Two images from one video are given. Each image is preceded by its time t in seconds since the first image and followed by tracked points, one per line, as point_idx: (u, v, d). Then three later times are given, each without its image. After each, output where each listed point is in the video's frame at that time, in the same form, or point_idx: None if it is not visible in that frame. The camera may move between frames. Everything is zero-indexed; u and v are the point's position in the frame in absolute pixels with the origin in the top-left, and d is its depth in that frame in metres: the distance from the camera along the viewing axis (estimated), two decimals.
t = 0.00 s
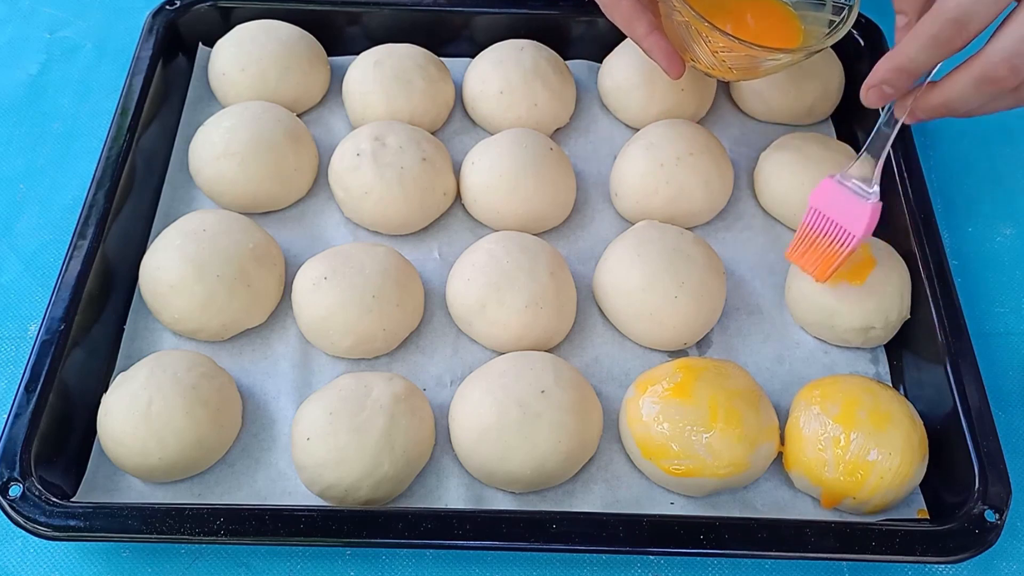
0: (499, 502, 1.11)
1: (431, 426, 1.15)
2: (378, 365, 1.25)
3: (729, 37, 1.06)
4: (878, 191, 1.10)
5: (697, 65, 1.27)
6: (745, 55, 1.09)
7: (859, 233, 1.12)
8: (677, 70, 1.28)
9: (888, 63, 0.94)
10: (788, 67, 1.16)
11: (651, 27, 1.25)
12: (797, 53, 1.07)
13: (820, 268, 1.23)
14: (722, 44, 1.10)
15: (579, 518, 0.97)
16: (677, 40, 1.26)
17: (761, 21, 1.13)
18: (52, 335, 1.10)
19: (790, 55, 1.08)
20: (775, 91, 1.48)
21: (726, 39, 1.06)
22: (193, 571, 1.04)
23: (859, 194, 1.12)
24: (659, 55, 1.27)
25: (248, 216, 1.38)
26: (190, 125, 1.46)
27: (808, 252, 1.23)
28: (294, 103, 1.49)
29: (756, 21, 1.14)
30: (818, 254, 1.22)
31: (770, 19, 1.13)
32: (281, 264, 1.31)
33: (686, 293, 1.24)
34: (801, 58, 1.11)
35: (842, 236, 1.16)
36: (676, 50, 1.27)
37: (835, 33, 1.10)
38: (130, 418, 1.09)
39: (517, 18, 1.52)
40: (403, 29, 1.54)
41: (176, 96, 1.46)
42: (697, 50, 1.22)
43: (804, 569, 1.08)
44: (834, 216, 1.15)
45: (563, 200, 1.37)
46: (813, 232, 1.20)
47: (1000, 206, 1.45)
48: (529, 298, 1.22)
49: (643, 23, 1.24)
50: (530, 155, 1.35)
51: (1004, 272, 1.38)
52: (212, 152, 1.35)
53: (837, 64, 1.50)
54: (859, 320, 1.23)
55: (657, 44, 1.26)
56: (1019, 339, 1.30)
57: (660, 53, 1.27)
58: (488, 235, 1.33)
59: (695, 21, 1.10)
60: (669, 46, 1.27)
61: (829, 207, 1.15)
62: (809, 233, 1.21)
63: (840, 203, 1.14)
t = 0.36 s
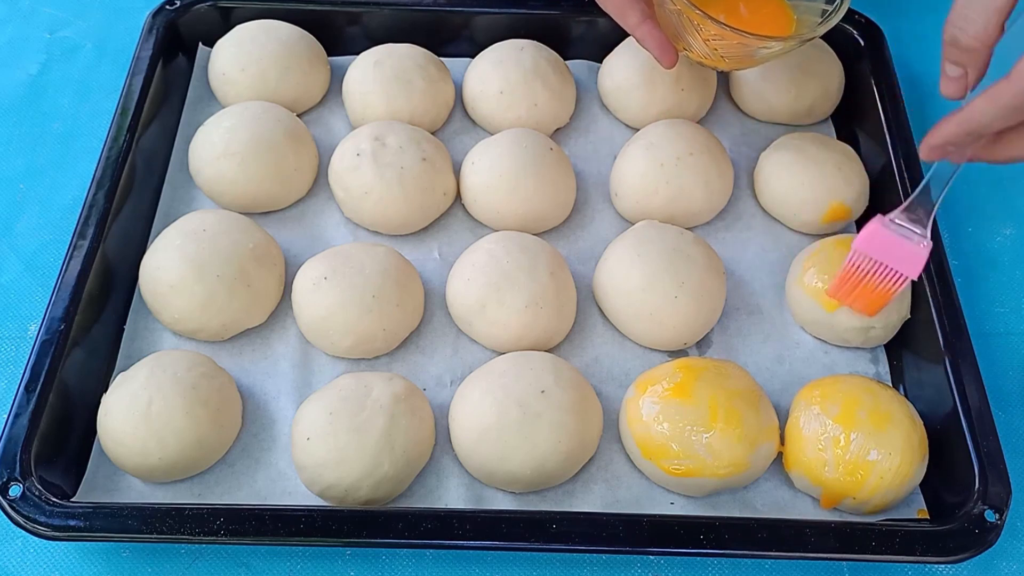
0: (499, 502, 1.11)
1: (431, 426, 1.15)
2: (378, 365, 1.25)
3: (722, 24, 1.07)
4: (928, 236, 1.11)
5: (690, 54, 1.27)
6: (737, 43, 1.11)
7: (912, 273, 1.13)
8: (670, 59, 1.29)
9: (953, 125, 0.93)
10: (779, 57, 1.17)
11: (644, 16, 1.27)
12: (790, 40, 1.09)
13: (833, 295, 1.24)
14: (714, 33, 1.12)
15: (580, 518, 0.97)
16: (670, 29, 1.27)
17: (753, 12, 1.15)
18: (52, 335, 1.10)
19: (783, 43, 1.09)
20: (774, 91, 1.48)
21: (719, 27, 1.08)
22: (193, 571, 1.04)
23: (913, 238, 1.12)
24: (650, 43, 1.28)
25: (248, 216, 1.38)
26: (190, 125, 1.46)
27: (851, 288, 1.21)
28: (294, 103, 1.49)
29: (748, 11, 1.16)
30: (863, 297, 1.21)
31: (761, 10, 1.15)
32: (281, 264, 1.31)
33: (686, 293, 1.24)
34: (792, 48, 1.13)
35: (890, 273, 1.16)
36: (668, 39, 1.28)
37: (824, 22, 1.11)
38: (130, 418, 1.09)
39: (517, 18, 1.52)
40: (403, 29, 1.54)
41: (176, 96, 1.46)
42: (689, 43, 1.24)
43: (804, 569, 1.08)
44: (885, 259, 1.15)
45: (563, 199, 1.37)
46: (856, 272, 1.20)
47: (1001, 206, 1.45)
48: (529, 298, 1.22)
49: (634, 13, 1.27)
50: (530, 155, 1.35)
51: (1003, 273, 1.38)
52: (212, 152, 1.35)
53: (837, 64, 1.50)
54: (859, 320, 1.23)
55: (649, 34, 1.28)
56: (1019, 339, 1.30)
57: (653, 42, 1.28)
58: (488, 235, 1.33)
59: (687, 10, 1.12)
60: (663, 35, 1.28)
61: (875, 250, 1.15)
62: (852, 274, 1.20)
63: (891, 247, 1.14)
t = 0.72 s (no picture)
0: (498, 502, 1.11)
1: (431, 426, 1.15)
2: (378, 365, 1.25)
3: (721, 21, 1.07)
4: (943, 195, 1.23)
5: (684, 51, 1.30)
6: (735, 39, 1.10)
7: (922, 225, 1.27)
8: (667, 57, 1.33)
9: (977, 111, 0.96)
10: (777, 53, 1.17)
11: (640, 14, 1.30)
12: (787, 36, 1.08)
13: (829, 292, 1.25)
14: (712, 28, 1.11)
15: (580, 518, 0.97)
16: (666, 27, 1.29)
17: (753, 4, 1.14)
18: (52, 335, 1.10)
19: (781, 39, 1.08)
20: (774, 91, 1.48)
21: (717, 24, 1.08)
22: (193, 571, 1.04)
23: (926, 197, 1.24)
24: (648, 41, 1.31)
25: (248, 216, 1.38)
26: (190, 125, 1.46)
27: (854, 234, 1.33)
28: (293, 103, 1.49)
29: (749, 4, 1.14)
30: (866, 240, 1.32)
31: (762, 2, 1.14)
32: (281, 264, 1.31)
33: (686, 293, 1.24)
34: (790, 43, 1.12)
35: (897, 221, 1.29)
36: (665, 36, 1.31)
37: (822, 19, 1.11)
38: (130, 418, 1.09)
39: (517, 18, 1.52)
40: (403, 29, 1.54)
41: (176, 96, 1.46)
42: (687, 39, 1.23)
43: (804, 569, 1.08)
44: (896, 213, 1.27)
45: (563, 199, 1.37)
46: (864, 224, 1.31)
47: (1000, 206, 1.45)
48: (529, 298, 1.22)
49: (631, 10, 1.30)
50: (531, 155, 1.35)
51: (1003, 273, 1.38)
52: (212, 152, 1.35)
53: (837, 64, 1.50)
54: (859, 320, 1.23)
55: (646, 31, 1.31)
56: (1019, 339, 1.30)
57: (649, 40, 1.31)
58: (488, 235, 1.33)
59: (686, 6, 1.11)
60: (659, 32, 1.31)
61: (890, 208, 1.27)
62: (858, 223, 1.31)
63: (908, 206, 1.25)
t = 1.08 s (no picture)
0: (498, 502, 1.11)
1: (431, 426, 1.15)
2: (378, 365, 1.25)
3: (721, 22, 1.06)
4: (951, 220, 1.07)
5: (684, 52, 1.31)
6: (736, 38, 1.10)
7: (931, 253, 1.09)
8: (668, 56, 1.34)
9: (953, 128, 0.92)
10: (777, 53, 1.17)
11: (641, 14, 1.31)
12: (789, 36, 1.08)
13: (829, 291, 1.25)
14: (713, 28, 1.11)
15: (581, 518, 0.97)
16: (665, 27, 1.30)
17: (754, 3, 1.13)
18: (52, 335, 1.10)
19: (782, 39, 1.08)
20: (775, 91, 1.48)
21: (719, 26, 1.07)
22: (193, 571, 1.04)
23: (933, 220, 1.08)
24: (649, 41, 1.32)
25: (248, 216, 1.38)
26: (190, 125, 1.46)
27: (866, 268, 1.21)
28: (293, 103, 1.49)
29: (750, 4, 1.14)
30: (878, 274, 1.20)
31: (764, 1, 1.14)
32: (281, 264, 1.31)
33: (686, 293, 1.24)
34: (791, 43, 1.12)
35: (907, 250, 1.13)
36: (665, 36, 1.32)
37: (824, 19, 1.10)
38: (131, 417, 1.09)
39: (517, 18, 1.52)
40: (404, 29, 1.54)
41: (176, 96, 1.46)
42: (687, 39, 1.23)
43: (804, 569, 1.08)
44: (900, 239, 1.12)
45: (563, 199, 1.37)
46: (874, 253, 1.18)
47: (1000, 206, 1.45)
48: (529, 298, 1.22)
49: (632, 10, 1.30)
50: (531, 155, 1.35)
51: (1003, 272, 1.38)
52: (212, 152, 1.35)
53: (837, 64, 1.50)
54: (859, 320, 1.23)
55: (647, 31, 1.32)
56: (1019, 339, 1.30)
57: (650, 40, 1.32)
58: (488, 235, 1.32)
59: (687, 6, 1.11)
60: (660, 32, 1.32)
61: (891, 231, 1.12)
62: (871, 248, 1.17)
63: (911, 230, 1.09)
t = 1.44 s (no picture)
0: (498, 502, 1.11)
1: (431, 426, 1.15)
2: (378, 365, 1.25)
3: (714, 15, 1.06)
4: (855, 234, 1.16)
5: (678, 46, 1.30)
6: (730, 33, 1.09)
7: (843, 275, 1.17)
8: (659, 50, 1.33)
9: (854, 114, 0.91)
10: (768, 49, 1.16)
11: (633, 8, 1.29)
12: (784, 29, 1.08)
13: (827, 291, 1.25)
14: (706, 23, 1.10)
15: (580, 518, 0.97)
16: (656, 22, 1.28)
17: None
18: (52, 334, 1.10)
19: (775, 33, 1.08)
20: (775, 91, 1.48)
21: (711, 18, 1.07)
22: (193, 571, 1.04)
23: (838, 239, 1.17)
24: (641, 36, 1.31)
25: (247, 216, 1.38)
26: (190, 125, 1.46)
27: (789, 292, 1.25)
28: (294, 103, 1.49)
29: None
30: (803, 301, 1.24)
31: None
32: (281, 264, 1.31)
33: (686, 293, 1.24)
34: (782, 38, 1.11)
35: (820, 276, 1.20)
36: (657, 30, 1.31)
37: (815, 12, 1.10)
38: (131, 418, 1.09)
39: (517, 18, 1.52)
40: (404, 29, 1.54)
41: (176, 96, 1.46)
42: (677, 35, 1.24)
43: (804, 569, 1.08)
44: (813, 260, 1.19)
45: (563, 199, 1.37)
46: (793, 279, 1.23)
47: (1000, 206, 1.45)
48: (529, 298, 1.22)
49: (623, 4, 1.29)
50: (531, 155, 1.35)
51: (1004, 272, 1.38)
52: (212, 152, 1.35)
53: (837, 64, 1.50)
54: (859, 320, 1.23)
55: (639, 25, 1.30)
56: (1019, 338, 1.31)
57: (642, 34, 1.31)
58: (488, 235, 1.32)
59: None
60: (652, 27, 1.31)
61: (805, 250, 1.19)
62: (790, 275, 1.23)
63: (823, 250, 1.17)
